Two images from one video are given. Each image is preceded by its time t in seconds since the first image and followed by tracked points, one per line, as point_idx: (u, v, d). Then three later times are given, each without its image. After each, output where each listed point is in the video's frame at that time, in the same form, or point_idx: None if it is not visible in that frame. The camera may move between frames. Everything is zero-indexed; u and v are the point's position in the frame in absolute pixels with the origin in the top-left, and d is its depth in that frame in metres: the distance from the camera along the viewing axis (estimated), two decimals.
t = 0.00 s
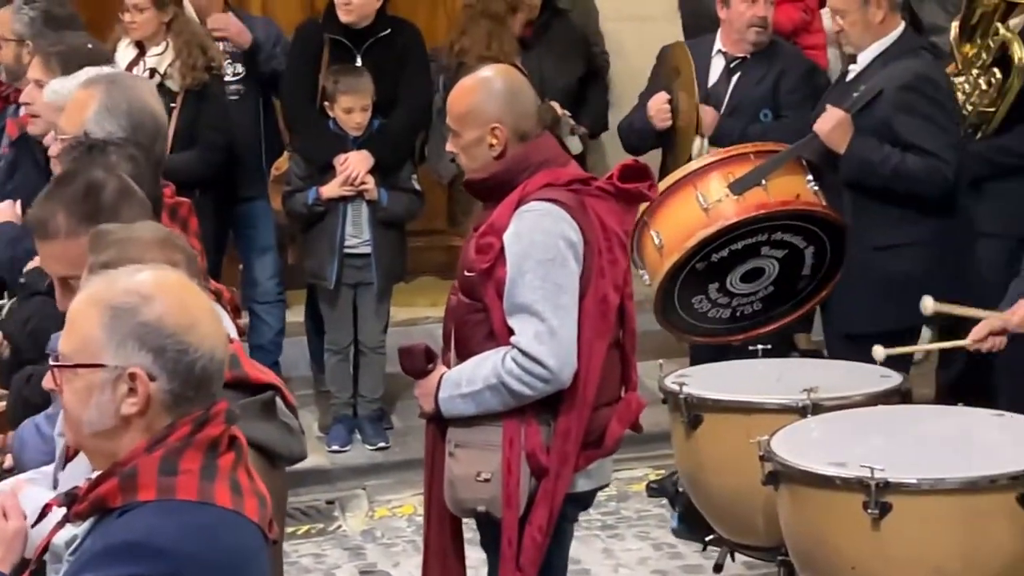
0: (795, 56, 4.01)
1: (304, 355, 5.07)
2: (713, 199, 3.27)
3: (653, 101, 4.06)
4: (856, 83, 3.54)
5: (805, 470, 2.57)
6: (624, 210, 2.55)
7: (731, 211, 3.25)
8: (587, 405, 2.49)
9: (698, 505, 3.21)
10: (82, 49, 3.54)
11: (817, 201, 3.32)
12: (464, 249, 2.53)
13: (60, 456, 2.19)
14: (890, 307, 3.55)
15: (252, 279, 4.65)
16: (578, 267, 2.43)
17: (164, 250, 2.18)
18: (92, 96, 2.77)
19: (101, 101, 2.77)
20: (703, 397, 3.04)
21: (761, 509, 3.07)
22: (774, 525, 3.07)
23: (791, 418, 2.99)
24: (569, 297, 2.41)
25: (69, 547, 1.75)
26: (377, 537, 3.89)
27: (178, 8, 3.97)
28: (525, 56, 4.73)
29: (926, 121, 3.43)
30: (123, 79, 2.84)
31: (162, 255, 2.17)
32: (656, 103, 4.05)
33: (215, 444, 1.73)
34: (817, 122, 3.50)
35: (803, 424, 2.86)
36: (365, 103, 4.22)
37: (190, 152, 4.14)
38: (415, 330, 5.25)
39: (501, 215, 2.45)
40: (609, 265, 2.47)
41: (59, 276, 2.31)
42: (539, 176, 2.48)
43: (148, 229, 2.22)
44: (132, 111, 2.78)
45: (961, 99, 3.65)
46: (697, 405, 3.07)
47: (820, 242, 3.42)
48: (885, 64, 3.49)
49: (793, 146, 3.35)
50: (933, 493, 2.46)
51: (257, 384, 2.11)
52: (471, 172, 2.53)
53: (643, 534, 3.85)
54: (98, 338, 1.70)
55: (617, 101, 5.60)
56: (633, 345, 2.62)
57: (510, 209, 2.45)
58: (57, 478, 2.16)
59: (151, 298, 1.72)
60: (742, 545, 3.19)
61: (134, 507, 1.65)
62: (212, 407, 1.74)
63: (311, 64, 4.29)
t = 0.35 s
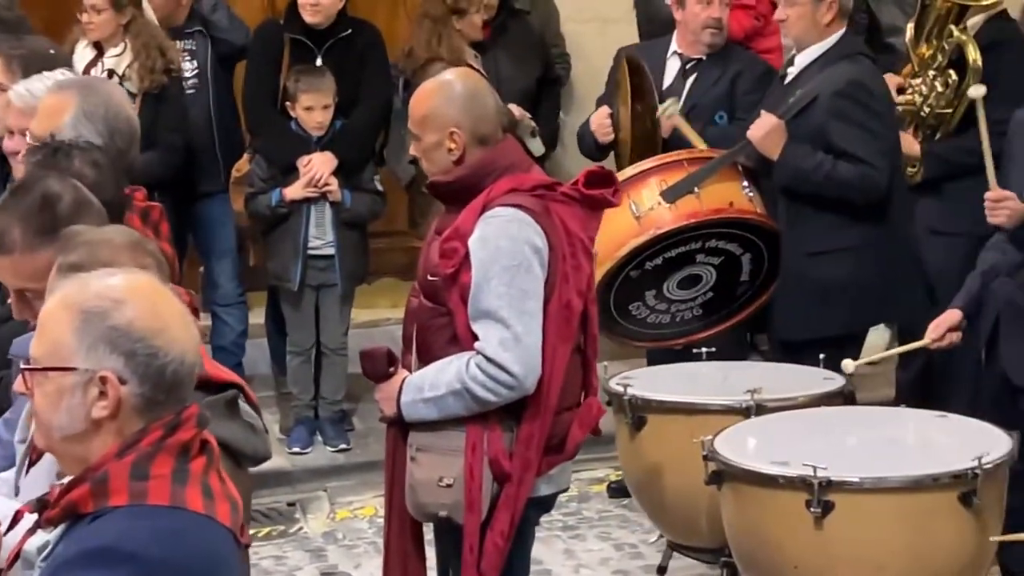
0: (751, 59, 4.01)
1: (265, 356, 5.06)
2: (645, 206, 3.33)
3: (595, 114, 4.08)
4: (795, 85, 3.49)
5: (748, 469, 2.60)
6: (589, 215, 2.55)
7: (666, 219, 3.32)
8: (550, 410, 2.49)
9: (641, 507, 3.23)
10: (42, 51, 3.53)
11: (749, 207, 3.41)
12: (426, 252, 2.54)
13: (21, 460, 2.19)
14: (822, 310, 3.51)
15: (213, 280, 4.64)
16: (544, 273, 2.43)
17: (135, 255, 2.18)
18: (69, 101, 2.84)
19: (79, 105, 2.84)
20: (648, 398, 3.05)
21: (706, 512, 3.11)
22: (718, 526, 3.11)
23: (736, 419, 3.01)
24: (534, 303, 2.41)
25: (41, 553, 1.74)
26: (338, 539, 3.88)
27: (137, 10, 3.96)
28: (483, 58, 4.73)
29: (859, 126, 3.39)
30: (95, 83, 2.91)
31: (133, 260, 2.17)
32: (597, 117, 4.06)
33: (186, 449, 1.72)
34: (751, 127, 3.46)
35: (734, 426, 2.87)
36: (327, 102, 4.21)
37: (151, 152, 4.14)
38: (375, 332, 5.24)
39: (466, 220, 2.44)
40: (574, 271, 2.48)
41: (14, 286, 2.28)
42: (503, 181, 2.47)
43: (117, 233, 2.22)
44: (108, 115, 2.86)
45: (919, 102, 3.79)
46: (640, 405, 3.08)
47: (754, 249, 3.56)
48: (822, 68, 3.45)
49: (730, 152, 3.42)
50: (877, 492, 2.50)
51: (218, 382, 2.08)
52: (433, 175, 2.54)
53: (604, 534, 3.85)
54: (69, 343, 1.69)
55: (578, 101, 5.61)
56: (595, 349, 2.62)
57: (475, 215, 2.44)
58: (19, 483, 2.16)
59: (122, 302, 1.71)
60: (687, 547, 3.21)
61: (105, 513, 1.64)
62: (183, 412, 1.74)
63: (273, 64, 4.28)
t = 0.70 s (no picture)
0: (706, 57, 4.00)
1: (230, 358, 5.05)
2: (594, 210, 3.37)
3: (556, 111, 4.05)
4: (744, 87, 3.50)
5: (694, 473, 2.61)
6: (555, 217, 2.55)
7: (612, 223, 3.36)
8: (509, 409, 2.49)
9: (591, 510, 3.24)
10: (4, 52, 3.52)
11: (698, 211, 3.43)
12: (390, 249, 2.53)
13: None
14: (772, 310, 3.51)
15: (177, 281, 4.63)
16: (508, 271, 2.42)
17: (102, 250, 2.18)
18: (41, 102, 2.86)
19: (52, 106, 2.86)
20: (595, 401, 3.06)
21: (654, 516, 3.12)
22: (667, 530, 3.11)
23: (683, 422, 3.02)
24: (497, 300, 2.40)
25: (14, 551, 1.73)
26: (304, 542, 3.87)
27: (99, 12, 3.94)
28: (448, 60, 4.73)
29: (805, 130, 3.40)
30: (67, 85, 2.93)
31: (100, 255, 2.16)
32: (560, 110, 4.04)
33: (159, 443, 1.70)
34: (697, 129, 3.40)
35: (686, 428, 2.90)
36: (292, 104, 4.21)
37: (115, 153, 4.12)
38: (341, 333, 5.23)
39: (433, 217, 2.42)
40: (538, 272, 2.48)
41: None
42: (470, 179, 2.46)
43: (83, 229, 2.21)
44: (82, 116, 2.88)
45: (886, 103, 3.79)
46: (588, 409, 3.09)
47: (703, 253, 3.57)
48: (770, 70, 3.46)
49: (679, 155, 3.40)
50: (820, 495, 2.52)
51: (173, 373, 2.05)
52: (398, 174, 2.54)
53: (570, 536, 3.85)
54: (39, 336, 1.67)
55: (543, 103, 5.60)
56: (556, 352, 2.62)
57: (442, 211, 2.42)
58: None
59: (91, 296, 1.69)
60: (638, 551, 3.22)
61: (83, 511, 1.62)
62: (155, 405, 1.72)
63: (238, 64, 4.27)
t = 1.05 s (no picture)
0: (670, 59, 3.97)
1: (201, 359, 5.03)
2: (539, 200, 3.41)
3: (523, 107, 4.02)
4: (687, 87, 3.54)
5: (669, 473, 2.61)
6: (497, 203, 2.58)
7: (556, 211, 3.40)
8: (447, 392, 2.50)
9: (566, 513, 3.22)
10: None
11: (640, 204, 3.48)
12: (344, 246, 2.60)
13: None
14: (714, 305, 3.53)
15: (148, 282, 4.61)
16: (436, 249, 2.44)
17: (75, 252, 2.15)
18: (25, 100, 2.83)
19: (36, 105, 2.83)
20: (569, 402, 3.06)
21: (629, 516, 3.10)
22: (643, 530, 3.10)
23: (658, 423, 3.02)
24: (425, 277, 2.42)
25: None
26: (274, 543, 3.86)
27: (69, 13, 3.92)
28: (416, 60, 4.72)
29: (748, 125, 3.46)
30: (53, 86, 2.90)
31: (73, 257, 2.14)
32: (526, 108, 4.01)
33: (125, 447, 1.69)
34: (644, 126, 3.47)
35: (674, 426, 2.90)
36: (259, 105, 4.21)
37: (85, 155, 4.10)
38: (312, 334, 5.21)
39: (369, 202, 2.47)
40: (477, 255, 2.51)
41: None
42: (412, 166, 2.50)
43: (57, 232, 2.19)
44: (66, 117, 2.85)
45: (861, 104, 3.80)
46: (563, 410, 3.08)
47: (645, 250, 3.62)
48: (714, 71, 3.49)
49: (622, 149, 3.50)
50: (797, 495, 2.52)
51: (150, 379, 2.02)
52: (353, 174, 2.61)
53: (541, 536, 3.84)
54: None
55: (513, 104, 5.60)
56: (517, 349, 2.63)
57: (378, 195, 2.47)
58: None
59: (53, 300, 1.67)
60: (611, 551, 3.22)
61: (43, 511, 1.61)
62: (120, 409, 1.71)
63: (207, 66, 4.26)
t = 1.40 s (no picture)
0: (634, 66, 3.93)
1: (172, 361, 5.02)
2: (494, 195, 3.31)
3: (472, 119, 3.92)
4: (632, 85, 3.63)
5: (639, 475, 2.61)
6: (476, 206, 2.58)
7: (512, 205, 3.29)
8: (427, 398, 2.51)
9: (536, 516, 3.22)
10: None
11: (596, 197, 3.41)
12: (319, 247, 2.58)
13: None
14: (662, 299, 3.66)
15: (118, 283, 4.60)
16: (416, 254, 2.45)
17: (34, 258, 2.14)
18: None
19: None
20: (539, 403, 3.06)
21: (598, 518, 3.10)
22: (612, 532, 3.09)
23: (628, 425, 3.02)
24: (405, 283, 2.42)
25: None
26: (245, 545, 3.85)
27: (40, 14, 3.88)
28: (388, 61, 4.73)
29: (698, 117, 3.58)
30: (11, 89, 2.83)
31: (32, 262, 2.13)
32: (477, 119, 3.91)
33: (92, 454, 1.68)
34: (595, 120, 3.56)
35: (640, 427, 2.90)
36: (229, 106, 4.20)
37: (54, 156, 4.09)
38: (284, 335, 5.21)
39: (347, 205, 2.47)
40: (455, 259, 2.51)
41: None
42: (388, 169, 2.50)
43: (16, 237, 2.18)
44: (24, 119, 2.78)
45: (830, 103, 4.06)
46: (533, 411, 3.08)
47: (600, 243, 3.53)
48: (659, 66, 3.60)
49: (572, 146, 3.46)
50: (767, 496, 2.51)
51: (114, 384, 2.01)
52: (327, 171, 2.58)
53: (512, 538, 3.84)
54: None
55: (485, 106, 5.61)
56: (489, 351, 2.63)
57: (356, 198, 2.46)
58: None
59: (17, 306, 1.66)
60: (580, 552, 3.20)
61: (9, 518, 1.60)
62: (86, 416, 1.70)
63: (176, 67, 4.25)
